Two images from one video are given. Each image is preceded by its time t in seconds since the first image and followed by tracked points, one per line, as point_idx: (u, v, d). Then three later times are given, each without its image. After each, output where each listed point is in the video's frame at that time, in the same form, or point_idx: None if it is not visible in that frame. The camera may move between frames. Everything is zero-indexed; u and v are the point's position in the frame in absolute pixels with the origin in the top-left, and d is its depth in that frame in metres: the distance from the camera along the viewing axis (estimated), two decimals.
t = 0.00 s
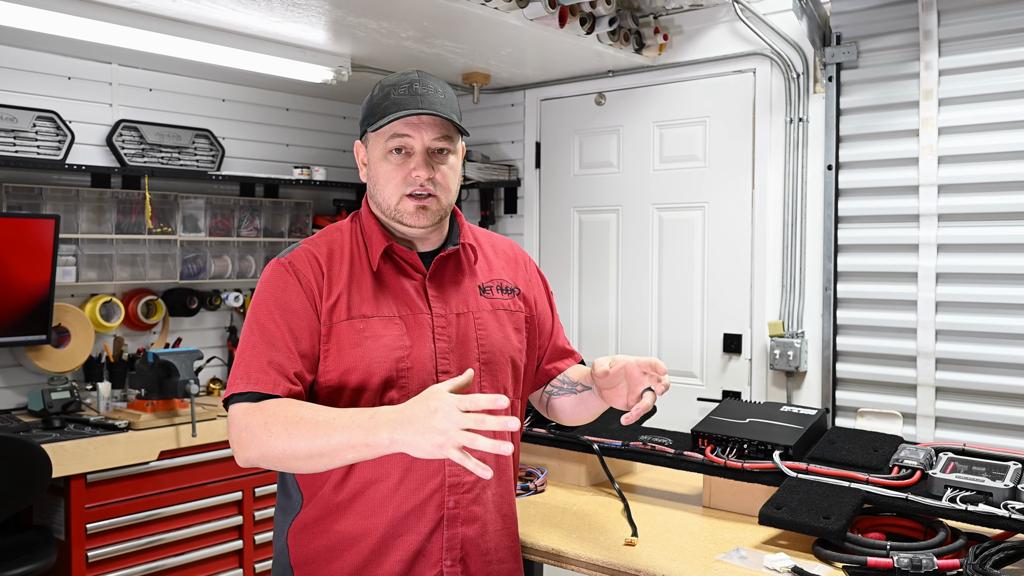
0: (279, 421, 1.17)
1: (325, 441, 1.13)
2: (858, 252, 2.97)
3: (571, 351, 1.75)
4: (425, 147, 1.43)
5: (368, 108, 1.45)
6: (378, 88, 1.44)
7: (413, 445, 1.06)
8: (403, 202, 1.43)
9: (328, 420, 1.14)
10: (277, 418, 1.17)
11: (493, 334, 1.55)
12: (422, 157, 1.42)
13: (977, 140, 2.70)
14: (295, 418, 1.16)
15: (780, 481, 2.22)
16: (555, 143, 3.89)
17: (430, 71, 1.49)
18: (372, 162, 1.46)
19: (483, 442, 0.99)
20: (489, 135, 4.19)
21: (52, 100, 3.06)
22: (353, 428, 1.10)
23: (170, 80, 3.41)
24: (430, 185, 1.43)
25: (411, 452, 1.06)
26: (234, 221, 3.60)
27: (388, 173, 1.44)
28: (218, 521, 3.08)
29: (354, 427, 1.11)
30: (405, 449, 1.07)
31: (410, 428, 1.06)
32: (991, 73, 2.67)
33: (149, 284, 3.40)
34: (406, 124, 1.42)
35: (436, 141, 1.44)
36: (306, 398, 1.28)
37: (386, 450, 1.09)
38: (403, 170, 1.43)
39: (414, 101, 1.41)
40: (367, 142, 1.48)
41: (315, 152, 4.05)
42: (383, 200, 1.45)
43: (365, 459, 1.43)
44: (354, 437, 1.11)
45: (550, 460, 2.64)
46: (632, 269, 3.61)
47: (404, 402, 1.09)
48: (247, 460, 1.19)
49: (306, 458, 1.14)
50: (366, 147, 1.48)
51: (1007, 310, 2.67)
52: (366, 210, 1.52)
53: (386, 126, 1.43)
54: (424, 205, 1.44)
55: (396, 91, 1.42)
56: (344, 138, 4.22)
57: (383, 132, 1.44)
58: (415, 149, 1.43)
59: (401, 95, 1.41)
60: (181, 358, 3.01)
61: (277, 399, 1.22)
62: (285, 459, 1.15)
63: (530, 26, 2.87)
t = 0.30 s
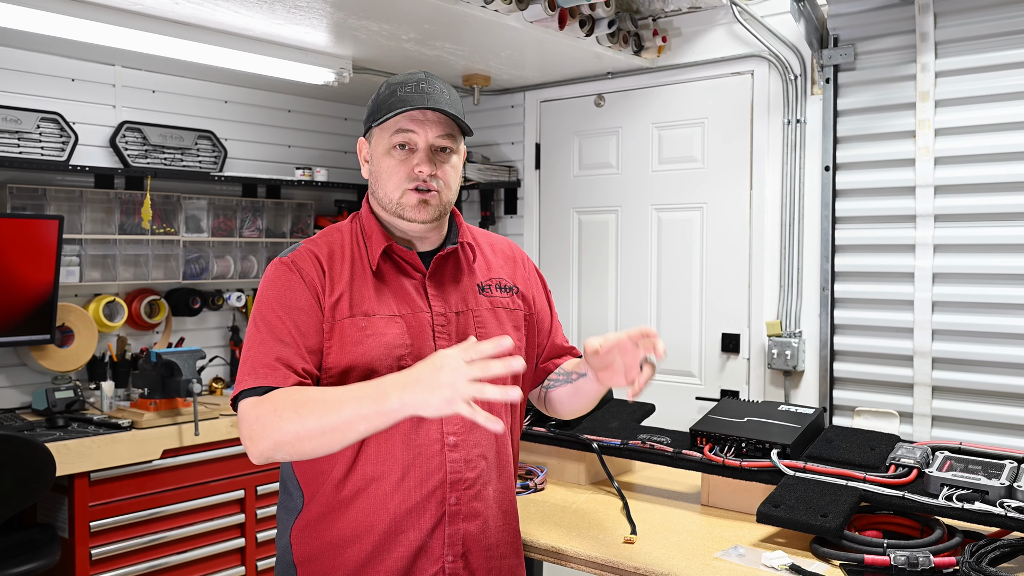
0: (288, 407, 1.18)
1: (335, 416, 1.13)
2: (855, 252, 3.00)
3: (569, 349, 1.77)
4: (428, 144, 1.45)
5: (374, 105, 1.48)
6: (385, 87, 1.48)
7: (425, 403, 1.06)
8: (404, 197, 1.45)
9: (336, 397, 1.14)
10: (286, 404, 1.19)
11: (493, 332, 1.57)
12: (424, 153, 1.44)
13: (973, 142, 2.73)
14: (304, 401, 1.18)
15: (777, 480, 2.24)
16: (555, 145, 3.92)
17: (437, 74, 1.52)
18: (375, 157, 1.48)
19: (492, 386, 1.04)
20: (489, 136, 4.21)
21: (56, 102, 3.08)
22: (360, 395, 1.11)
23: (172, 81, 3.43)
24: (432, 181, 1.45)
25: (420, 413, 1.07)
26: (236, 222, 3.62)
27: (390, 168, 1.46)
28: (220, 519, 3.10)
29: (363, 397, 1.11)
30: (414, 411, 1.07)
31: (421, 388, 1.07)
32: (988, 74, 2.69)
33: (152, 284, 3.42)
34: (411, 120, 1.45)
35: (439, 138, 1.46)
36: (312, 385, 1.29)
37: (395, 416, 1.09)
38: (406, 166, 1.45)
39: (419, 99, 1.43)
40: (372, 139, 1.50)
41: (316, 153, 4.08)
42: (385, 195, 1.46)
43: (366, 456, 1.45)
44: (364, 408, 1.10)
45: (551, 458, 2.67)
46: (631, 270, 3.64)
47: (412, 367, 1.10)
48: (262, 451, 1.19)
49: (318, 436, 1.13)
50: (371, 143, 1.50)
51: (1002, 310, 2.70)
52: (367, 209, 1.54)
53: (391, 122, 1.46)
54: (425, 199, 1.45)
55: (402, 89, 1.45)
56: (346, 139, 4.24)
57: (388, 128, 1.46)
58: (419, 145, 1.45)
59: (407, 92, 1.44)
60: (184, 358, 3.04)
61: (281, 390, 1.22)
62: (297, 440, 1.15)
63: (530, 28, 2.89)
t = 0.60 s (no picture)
0: (273, 405, 1.22)
1: (308, 419, 1.17)
2: (852, 252, 3.02)
3: (569, 349, 1.79)
4: (431, 144, 1.47)
5: (379, 105, 1.50)
6: (390, 88, 1.50)
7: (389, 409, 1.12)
8: (406, 197, 1.47)
9: (311, 399, 1.19)
10: (270, 402, 1.22)
11: (492, 331, 1.59)
12: (427, 153, 1.47)
13: (969, 143, 2.75)
14: (285, 400, 1.22)
15: (775, 478, 2.26)
16: (555, 146, 3.94)
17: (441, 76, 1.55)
18: (378, 157, 1.50)
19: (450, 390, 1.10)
20: (489, 138, 4.24)
21: (59, 103, 3.11)
22: (330, 400, 1.16)
23: (175, 83, 3.46)
24: (434, 181, 1.47)
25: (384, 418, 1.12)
26: (238, 222, 3.64)
27: (393, 167, 1.47)
28: (223, 517, 3.13)
29: (332, 402, 1.16)
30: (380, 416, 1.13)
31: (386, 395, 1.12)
32: (984, 76, 2.72)
33: (155, 285, 3.44)
34: (414, 120, 1.47)
35: (442, 139, 1.48)
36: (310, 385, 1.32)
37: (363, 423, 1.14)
38: (409, 165, 1.47)
39: (423, 100, 1.45)
40: (375, 138, 1.52)
41: (318, 155, 4.10)
42: (387, 194, 1.48)
43: (367, 453, 1.47)
44: (333, 413, 1.15)
45: (550, 457, 2.69)
46: (630, 270, 3.66)
47: (378, 374, 1.15)
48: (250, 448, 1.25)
49: (293, 438, 1.18)
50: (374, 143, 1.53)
51: (998, 309, 2.72)
52: (369, 209, 1.56)
53: (395, 122, 1.48)
54: (427, 200, 1.47)
55: (407, 90, 1.47)
56: (347, 140, 4.27)
57: (392, 128, 1.49)
58: (422, 146, 1.47)
59: (411, 94, 1.46)
60: (186, 357, 3.06)
61: (285, 388, 1.25)
62: (278, 438, 1.19)
63: (530, 30, 2.92)
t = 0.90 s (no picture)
0: (253, 416, 1.25)
1: (281, 443, 1.19)
2: (849, 252, 3.04)
3: (571, 353, 1.79)
4: (431, 143, 1.49)
5: (380, 106, 1.52)
6: (392, 89, 1.52)
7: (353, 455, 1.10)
8: (407, 196, 1.48)
9: (289, 423, 1.21)
10: (250, 415, 1.26)
11: (491, 334, 1.60)
12: (427, 152, 1.48)
13: (966, 144, 2.77)
14: (266, 415, 1.24)
15: (773, 476, 2.28)
16: (555, 147, 3.97)
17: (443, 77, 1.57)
18: (380, 157, 1.52)
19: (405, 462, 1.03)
20: (489, 139, 4.26)
21: (63, 105, 3.13)
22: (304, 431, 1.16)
23: (178, 85, 3.48)
24: (434, 180, 1.48)
25: (350, 462, 1.10)
26: (240, 223, 3.67)
27: (394, 167, 1.49)
28: (225, 515, 3.15)
29: (306, 432, 1.17)
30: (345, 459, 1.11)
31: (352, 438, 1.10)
32: (980, 78, 2.74)
33: (158, 285, 3.47)
34: (414, 120, 1.49)
35: (442, 138, 1.49)
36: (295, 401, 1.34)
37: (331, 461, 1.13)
38: (409, 165, 1.48)
39: (423, 99, 1.47)
40: (377, 140, 1.54)
41: (320, 156, 4.13)
42: (388, 194, 1.50)
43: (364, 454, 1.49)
44: (305, 443, 1.16)
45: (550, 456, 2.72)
46: (629, 271, 3.68)
47: (354, 415, 1.14)
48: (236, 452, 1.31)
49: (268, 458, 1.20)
50: (376, 144, 1.55)
51: (994, 309, 2.74)
52: (371, 211, 1.59)
53: (396, 122, 1.50)
54: (426, 198, 1.48)
55: (408, 90, 1.49)
56: (348, 141, 4.29)
57: (392, 128, 1.50)
58: (422, 145, 1.49)
59: (412, 93, 1.48)
60: (188, 356, 3.11)
61: (265, 400, 1.29)
62: (259, 455, 1.22)
63: (530, 32, 2.94)
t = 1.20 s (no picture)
0: (277, 421, 1.35)
1: (321, 438, 1.33)
2: (846, 252, 3.07)
3: (571, 354, 1.78)
4: (430, 144, 1.51)
5: (379, 107, 1.54)
6: (391, 90, 1.54)
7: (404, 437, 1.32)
8: (407, 197, 1.50)
9: (322, 419, 1.34)
10: (274, 420, 1.35)
11: (490, 335, 1.60)
12: (426, 153, 1.50)
13: (962, 145, 2.79)
14: (293, 419, 1.34)
15: (771, 475, 2.29)
16: (555, 148, 3.99)
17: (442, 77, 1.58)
18: (380, 158, 1.54)
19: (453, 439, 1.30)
20: (489, 140, 4.29)
21: (67, 106, 3.16)
22: (348, 424, 1.32)
23: (180, 86, 3.51)
24: (433, 180, 1.50)
25: (400, 442, 1.31)
26: (242, 223, 3.70)
27: (393, 168, 1.51)
28: (227, 514, 3.18)
29: (347, 424, 1.33)
30: (391, 442, 1.32)
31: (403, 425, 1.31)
32: (977, 79, 2.76)
33: (161, 285, 3.49)
34: (413, 121, 1.51)
35: (441, 139, 1.52)
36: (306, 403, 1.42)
37: (376, 444, 1.32)
38: (408, 166, 1.50)
39: (423, 100, 1.49)
40: (376, 141, 1.56)
41: (321, 157, 4.15)
42: (388, 195, 1.52)
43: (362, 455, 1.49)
44: (348, 433, 1.32)
45: (550, 454, 2.75)
46: (628, 271, 3.71)
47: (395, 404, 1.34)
48: (252, 453, 1.39)
49: (307, 453, 1.34)
50: (375, 146, 1.57)
51: (990, 309, 2.76)
52: (371, 211, 1.60)
53: (395, 123, 1.52)
54: (426, 200, 1.51)
55: (407, 91, 1.51)
56: (349, 142, 4.31)
57: (392, 130, 1.52)
58: (421, 146, 1.51)
59: (412, 95, 1.50)
60: (191, 355, 3.13)
61: (269, 406, 1.37)
62: (292, 453, 1.34)
63: (529, 34, 2.96)
